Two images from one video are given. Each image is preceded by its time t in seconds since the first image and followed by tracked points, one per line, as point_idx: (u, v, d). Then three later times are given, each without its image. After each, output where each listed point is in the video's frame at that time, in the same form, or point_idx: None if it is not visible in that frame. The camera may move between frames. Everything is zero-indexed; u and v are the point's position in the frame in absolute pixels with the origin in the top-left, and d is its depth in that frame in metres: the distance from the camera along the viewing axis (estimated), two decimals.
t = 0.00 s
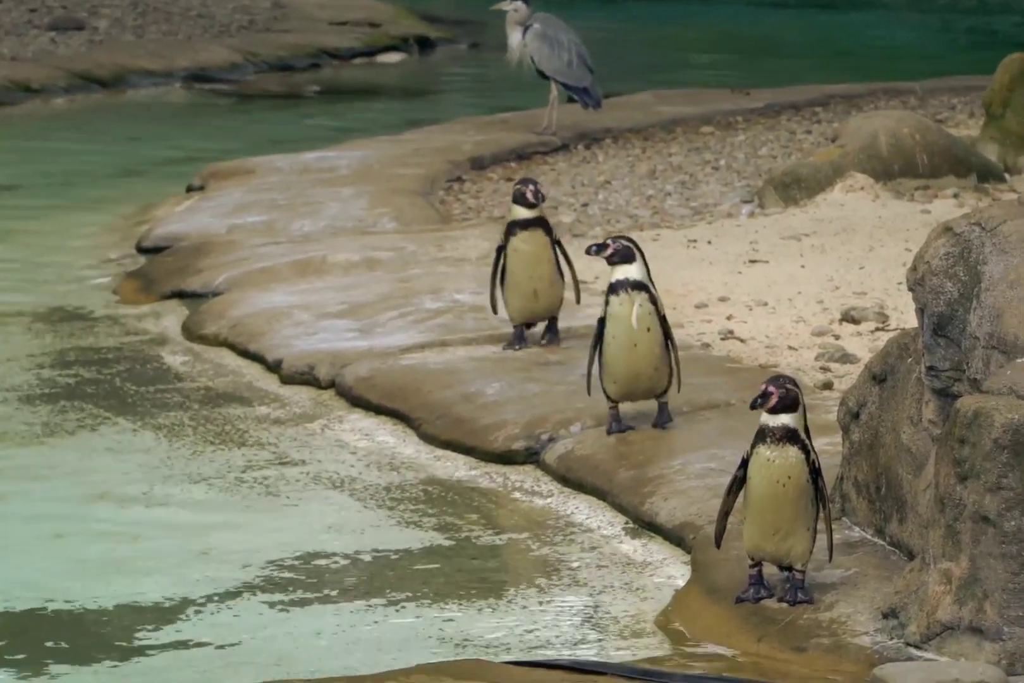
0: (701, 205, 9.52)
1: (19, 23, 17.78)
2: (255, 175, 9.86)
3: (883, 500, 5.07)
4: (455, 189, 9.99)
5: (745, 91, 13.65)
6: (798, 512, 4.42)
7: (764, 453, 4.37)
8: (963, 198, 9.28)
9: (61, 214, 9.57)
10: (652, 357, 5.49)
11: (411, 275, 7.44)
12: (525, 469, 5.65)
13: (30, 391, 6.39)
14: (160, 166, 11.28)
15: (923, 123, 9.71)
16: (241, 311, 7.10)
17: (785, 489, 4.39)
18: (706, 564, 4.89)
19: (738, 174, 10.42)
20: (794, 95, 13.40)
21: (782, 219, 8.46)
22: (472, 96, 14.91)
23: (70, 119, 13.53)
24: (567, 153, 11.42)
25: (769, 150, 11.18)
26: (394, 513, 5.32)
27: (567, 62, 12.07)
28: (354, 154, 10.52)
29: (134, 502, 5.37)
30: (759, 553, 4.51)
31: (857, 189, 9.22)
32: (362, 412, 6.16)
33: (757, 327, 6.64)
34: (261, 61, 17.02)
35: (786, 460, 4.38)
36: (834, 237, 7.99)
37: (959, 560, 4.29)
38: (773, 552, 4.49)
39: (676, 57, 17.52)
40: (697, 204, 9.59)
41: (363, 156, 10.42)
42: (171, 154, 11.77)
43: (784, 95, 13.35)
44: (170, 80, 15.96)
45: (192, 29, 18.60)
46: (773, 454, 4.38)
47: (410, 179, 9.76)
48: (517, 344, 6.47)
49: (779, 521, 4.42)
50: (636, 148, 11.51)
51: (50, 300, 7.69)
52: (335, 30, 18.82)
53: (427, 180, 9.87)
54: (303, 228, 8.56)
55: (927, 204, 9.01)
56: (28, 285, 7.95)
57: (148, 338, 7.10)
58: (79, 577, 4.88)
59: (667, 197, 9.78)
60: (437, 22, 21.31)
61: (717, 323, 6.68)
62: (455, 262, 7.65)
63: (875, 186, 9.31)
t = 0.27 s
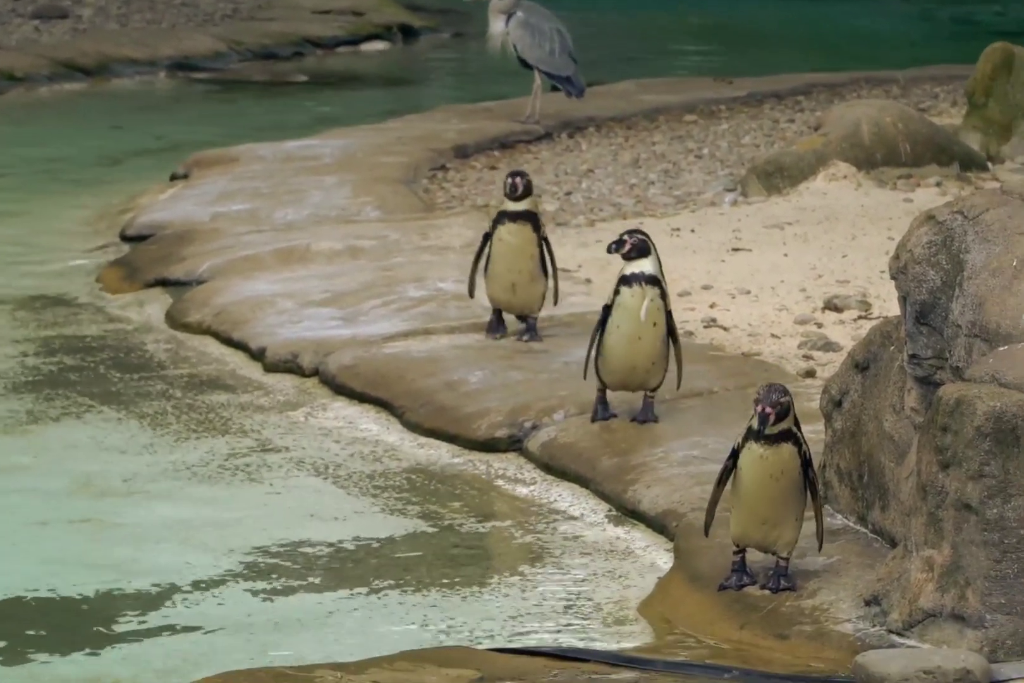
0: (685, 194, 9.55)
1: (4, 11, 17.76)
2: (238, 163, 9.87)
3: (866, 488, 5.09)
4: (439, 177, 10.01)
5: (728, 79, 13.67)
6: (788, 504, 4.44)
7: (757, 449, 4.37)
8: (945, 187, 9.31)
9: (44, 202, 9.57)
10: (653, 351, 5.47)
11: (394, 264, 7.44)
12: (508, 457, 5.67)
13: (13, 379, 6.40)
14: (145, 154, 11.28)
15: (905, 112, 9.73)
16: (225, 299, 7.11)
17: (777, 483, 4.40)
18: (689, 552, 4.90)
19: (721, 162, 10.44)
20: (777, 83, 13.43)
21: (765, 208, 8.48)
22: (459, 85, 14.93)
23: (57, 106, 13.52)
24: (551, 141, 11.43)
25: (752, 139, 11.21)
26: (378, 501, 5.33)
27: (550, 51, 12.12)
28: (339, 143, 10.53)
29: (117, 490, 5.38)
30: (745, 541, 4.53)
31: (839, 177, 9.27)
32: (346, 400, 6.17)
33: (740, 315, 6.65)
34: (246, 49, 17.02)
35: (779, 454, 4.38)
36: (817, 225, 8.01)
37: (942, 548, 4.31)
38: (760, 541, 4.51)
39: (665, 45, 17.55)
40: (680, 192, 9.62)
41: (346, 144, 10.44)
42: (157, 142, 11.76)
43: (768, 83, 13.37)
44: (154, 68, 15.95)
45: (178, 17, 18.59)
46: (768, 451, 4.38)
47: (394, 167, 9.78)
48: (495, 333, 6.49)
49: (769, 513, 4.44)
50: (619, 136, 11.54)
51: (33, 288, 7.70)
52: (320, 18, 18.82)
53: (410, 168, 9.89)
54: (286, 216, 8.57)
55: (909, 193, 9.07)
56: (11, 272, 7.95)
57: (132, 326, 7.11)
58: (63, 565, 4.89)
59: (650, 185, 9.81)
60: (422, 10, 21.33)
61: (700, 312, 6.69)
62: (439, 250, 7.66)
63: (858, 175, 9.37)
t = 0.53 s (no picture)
0: (672, 181, 9.62)
1: None
2: (226, 150, 9.90)
3: (853, 474, 5.10)
4: (427, 164, 10.06)
5: (715, 67, 13.69)
6: (787, 491, 4.49)
7: (756, 446, 4.39)
8: (932, 174, 9.33)
9: (31, 189, 9.59)
10: (648, 339, 5.48)
11: (382, 251, 7.44)
12: (496, 443, 5.68)
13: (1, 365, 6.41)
14: (135, 142, 11.29)
15: (892, 98, 9.76)
16: (213, 286, 7.12)
17: (777, 472, 4.45)
18: (677, 539, 4.91)
19: (708, 149, 10.49)
20: (763, 70, 13.44)
21: (753, 195, 8.49)
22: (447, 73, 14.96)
23: (44, 94, 13.53)
24: (538, 129, 11.48)
25: (739, 126, 11.26)
26: (366, 486, 5.34)
27: (536, 37, 12.11)
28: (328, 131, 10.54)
29: (106, 476, 5.39)
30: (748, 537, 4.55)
31: (825, 164, 9.32)
32: (334, 386, 6.18)
33: (727, 302, 6.66)
34: (233, 37, 17.03)
35: (776, 446, 4.43)
36: (805, 212, 8.02)
37: (928, 534, 4.33)
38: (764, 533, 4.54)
39: (656, 33, 17.56)
40: (667, 179, 9.68)
41: (334, 131, 10.47)
42: (147, 130, 11.77)
43: (754, 70, 13.38)
44: (141, 55, 15.99)
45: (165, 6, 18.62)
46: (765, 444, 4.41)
47: (381, 155, 9.82)
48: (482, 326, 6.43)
49: (772, 503, 4.48)
50: (606, 123, 11.60)
51: (20, 274, 7.72)
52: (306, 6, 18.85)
53: (398, 156, 9.93)
54: (273, 202, 8.60)
55: (896, 179, 9.12)
56: None
57: (120, 313, 7.12)
58: (51, 551, 4.90)
59: (638, 172, 9.87)
60: None
61: (687, 299, 6.70)
62: (427, 237, 7.66)
63: (846, 162, 9.41)
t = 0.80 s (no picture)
0: (660, 162, 9.86)
1: None
2: (215, 130, 10.09)
3: (842, 454, 5.11)
4: (415, 145, 10.28)
5: (703, 48, 13.78)
6: (760, 480, 4.52)
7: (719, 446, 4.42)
8: (919, 155, 9.60)
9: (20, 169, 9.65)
10: (632, 328, 5.46)
11: (370, 232, 7.47)
12: (485, 424, 5.69)
13: None
14: (124, 125, 11.29)
15: (879, 80, 10.05)
16: (203, 268, 7.13)
17: (745, 465, 4.47)
18: (665, 518, 4.93)
19: (697, 131, 10.77)
20: (750, 52, 13.50)
21: (743, 175, 8.54)
22: (437, 55, 15.08)
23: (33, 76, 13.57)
24: (527, 109, 11.70)
25: (728, 108, 11.43)
26: (355, 467, 5.35)
27: (525, 20, 12.17)
28: (318, 115, 10.56)
29: (94, 458, 5.39)
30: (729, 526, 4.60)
31: (813, 147, 9.58)
32: (323, 367, 6.19)
33: (716, 283, 6.69)
34: (222, 19, 17.08)
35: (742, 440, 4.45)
36: (793, 193, 8.08)
37: (916, 514, 4.34)
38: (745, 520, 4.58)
39: (647, 15, 17.61)
40: (656, 160, 9.95)
41: (323, 112, 10.67)
42: (137, 113, 11.76)
43: (741, 52, 13.45)
44: (129, 37, 16.07)
45: None
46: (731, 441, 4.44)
47: (372, 136, 10.03)
48: (460, 310, 6.46)
49: (745, 494, 4.51)
50: (594, 105, 11.82)
51: (9, 254, 7.76)
52: None
53: (387, 137, 10.15)
54: (263, 183, 8.65)
55: (884, 160, 9.42)
56: None
57: (109, 293, 7.15)
58: (40, 533, 4.91)
59: (627, 153, 10.14)
60: None
61: (676, 279, 6.72)
62: (416, 218, 7.69)
63: (833, 144, 9.70)
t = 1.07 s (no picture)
0: (647, 145, 9.94)
1: None
2: (203, 114, 10.27)
3: (828, 436, 5.13)
4: (403, 127, 10.43)
5: (690, 31, 13.88)
6: (749, 473, 4.51)
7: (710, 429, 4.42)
8: (907, 138, 9.75)
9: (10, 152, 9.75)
10: (646, 318, 5.45)
11: (358, 213, 7.60)
12: (472, 406, 5.71)
13: None
14: (115, 112, 11.30)
15: (866, 63, 10.14)
16: (191, 249, 7.19)
17: (732, 455, 4.47)
18: (653, 500, 4.94)
19: (683, 113, 10.83)
20: (738, 35, 13.57)
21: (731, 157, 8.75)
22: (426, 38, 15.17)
23: (23, 58, 13.63)
24: (515, 92, 11.80)
25: (716, 91, 11.46)
26: (343, 449, 5.37)
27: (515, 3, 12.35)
28: (307, 102, 10.59)
29: (82, 439, 5.40)
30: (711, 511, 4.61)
31: (801, 128, 9.67)
32: (311, 349, 6.22)
33: (703, 265, 6.75)
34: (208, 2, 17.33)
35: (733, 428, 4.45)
36: (779, 174, 8.25)
37: (903, 496, 4.36)
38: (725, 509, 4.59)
39: None
40: (644, 142, 10.04)
41: (313, 95, 10.83)
42: (127, 99, 11.77)
43: (728, 35, 13.54)
44: (117, 20, 16.16)
45: None
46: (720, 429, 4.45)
47: (361, 118, 10.21)
48: (443, 297, 6.47)
49: (729, 482, 4.52)
50: (582, 87, 11.88)
51: None
52: None
53: (376, 119, 10.31)
54: (252, 165, 8.89)
55: (871, 143, 9.55)
56: None
57: (98, 275, 7.20)
58: (28, 514, 4.92)
59: (614, 136, 10.24)
60: None
61: (663, 262, 6.77)
62: (403, 199, 7.80)
63: (821, 126, 9.78)
